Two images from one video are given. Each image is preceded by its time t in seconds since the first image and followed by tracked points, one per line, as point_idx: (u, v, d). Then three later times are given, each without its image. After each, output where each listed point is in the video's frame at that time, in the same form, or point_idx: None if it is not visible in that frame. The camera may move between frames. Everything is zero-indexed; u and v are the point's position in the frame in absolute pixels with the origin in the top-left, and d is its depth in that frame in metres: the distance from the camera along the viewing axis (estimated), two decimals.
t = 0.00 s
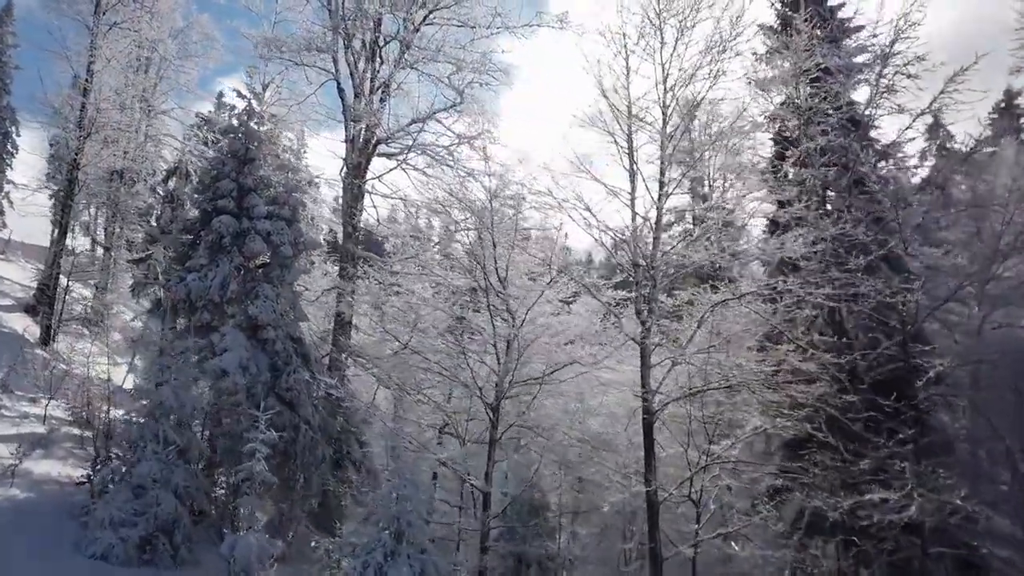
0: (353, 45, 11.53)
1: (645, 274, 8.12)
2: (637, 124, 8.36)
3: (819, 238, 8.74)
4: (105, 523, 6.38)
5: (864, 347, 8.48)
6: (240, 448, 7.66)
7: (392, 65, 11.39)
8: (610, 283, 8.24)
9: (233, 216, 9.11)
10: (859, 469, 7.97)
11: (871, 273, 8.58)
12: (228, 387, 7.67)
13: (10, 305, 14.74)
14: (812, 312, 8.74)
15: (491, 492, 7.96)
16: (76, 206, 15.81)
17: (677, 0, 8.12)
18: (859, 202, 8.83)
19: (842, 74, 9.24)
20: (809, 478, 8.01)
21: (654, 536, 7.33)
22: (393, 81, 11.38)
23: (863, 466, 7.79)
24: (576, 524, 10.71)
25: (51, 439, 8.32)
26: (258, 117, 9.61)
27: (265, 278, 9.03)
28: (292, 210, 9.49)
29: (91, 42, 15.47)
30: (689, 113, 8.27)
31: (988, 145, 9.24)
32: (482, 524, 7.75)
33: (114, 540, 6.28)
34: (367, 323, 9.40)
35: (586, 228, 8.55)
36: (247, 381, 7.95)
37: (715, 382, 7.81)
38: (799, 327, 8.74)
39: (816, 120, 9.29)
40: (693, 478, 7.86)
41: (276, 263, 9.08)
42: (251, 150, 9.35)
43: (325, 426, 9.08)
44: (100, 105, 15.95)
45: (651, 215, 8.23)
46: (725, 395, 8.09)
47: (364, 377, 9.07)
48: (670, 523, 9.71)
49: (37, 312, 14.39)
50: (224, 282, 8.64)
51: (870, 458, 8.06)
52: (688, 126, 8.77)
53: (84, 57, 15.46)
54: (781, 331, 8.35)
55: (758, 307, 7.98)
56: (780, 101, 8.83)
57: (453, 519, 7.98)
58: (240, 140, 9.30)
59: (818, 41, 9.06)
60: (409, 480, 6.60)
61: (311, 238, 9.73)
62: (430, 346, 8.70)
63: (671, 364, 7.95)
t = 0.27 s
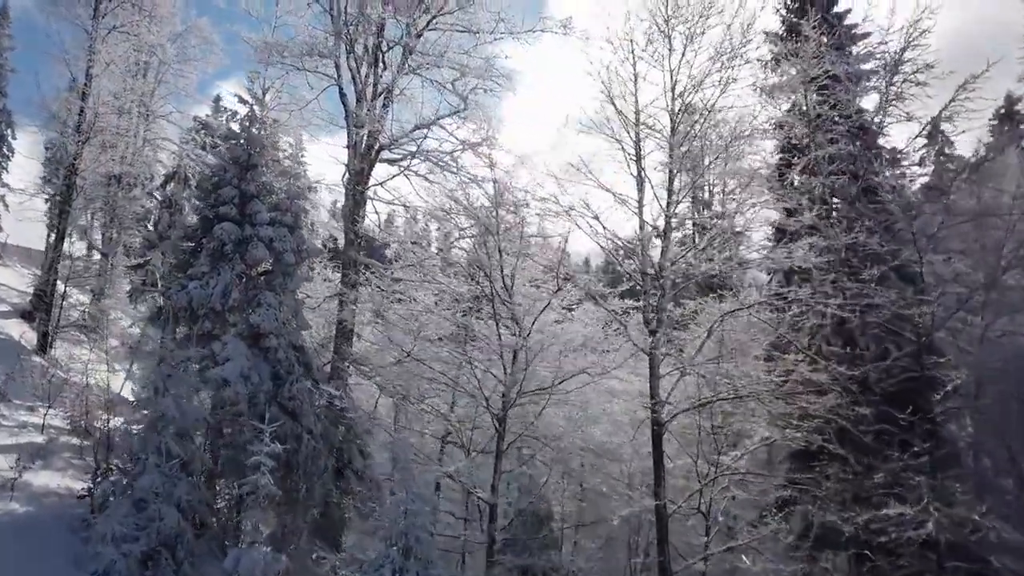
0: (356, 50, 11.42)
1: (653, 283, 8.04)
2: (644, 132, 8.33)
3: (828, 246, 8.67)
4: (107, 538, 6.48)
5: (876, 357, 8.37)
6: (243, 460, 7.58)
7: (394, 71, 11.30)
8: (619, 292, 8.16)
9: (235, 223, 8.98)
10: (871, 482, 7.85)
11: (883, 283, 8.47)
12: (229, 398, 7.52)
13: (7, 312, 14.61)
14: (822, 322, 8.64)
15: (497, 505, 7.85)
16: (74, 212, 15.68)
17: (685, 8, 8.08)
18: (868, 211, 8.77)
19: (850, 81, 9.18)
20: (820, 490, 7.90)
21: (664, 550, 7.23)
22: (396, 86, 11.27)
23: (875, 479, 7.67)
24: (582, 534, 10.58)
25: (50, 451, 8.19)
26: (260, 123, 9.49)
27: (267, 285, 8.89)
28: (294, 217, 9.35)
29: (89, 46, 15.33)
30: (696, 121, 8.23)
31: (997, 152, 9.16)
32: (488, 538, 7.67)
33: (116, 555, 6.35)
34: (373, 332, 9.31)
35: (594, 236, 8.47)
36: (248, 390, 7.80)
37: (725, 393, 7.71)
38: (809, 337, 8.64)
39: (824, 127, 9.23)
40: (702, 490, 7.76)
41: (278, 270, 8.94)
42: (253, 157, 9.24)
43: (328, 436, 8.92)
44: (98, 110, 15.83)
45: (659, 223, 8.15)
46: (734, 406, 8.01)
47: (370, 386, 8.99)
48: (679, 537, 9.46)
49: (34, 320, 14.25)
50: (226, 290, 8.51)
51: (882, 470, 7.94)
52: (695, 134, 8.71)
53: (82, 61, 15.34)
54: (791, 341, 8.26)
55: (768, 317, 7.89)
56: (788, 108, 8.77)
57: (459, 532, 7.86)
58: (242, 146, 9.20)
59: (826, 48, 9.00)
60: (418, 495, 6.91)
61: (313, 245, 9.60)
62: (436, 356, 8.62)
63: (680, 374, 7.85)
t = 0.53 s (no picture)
0: (360, 56, 11.28)
1: (665, 293, 7.93)
2: (655, 140, 8.23)
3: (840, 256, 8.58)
4: (111, 556, 6.34)
5: (890, 368, 8.26)
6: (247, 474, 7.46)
7: (399, 76, 11.15)
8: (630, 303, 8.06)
9: (239, 230, 8.82)
10: (887, 495, 7.72)
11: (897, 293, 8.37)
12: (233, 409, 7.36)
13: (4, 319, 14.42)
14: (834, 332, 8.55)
15: (505, 519, 7.69)
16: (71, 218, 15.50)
17: (697, 14, 7.99)
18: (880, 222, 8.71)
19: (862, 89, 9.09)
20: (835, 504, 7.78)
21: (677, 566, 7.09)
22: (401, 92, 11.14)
23: (891, 494, 7.53)
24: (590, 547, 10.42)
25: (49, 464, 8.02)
26: (264, 129, 9.35)
27: (271, 294, 8.72)
28: (299, 224, 9.19)
29: (88, 50, 15.18)
30: (708, 129, 8.13)
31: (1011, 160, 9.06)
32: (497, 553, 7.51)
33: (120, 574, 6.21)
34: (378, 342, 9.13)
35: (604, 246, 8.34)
36: (253, 402, 7.64)
37: (738, 405, 7.60)
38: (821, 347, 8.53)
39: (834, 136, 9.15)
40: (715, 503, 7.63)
41: (282, 279, 8.76)
42: (256, 163, 9.07)
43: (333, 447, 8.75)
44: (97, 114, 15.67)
45: (670, 232, 8.04)
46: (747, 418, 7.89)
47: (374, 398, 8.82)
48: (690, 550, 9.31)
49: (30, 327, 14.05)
50: (229, 299, 8.35)
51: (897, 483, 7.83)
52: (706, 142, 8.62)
53: (81, 66, 15.20)
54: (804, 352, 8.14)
55: (781, 328, 7.78)
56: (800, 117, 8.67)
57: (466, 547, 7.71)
58: (245, 152, 9.03)
59: (838, 55, 8.91)
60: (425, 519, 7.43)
61: (318, 253, 9.44)
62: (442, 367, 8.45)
63: (692, 386, 7.74)
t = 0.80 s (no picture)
0: (367, 62, 11.20)
1: (678, 302, 7.84)
2: (668, 148, 8.15)
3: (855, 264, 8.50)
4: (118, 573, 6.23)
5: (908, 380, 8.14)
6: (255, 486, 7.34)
7: (406, 82, 11.05)
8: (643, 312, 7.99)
9: (246, 238, 8.68)
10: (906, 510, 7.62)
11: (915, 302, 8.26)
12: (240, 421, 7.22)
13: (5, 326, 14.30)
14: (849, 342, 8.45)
15: (517, 532, 7.56)
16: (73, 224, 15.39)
17: (711, 21, 7.93)
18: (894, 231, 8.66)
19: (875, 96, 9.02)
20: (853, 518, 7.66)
21: None
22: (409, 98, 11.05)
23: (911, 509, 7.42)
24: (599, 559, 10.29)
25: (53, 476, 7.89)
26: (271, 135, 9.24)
27: (278, 303, 8.59)
28: (306, 231, 9.04)
29: (91, 54, 15.12)
30: (722, 137, 8.07)
31: None
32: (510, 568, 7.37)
33: None
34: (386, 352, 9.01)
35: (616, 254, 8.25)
36: (260, 413, 7.50)
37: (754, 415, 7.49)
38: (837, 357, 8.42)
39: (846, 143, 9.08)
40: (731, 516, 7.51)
41: (289, 286, 8.61)
42: (263, 170, 8.94)
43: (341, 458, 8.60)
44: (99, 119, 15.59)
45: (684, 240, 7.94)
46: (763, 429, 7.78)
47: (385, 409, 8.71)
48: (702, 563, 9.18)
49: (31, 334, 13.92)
50: (236, 308, 8.21)
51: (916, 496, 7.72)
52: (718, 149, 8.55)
53: (83, 70, 15.12)
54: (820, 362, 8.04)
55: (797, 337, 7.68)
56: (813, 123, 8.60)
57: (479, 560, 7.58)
58: (252, 159, 8.91)
59: (850, 62, 8.85)
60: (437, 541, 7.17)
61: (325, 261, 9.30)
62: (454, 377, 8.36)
63: (708, 396, 7.64)
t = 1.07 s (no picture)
0: (372, 61, 11.05)
1: (692, 306, 7.74)
2: (681, 150, 8.03)
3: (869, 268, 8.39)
4: None
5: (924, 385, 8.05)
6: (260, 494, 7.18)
7: (412, 82, 10.90)
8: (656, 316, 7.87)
9: (252, 241, 8.53)
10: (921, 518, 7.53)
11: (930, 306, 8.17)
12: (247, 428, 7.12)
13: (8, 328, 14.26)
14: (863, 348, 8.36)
15: (529, 540, 7.45)
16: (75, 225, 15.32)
17: (725, 21, 7.78)
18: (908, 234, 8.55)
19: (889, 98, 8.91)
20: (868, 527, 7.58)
21: None
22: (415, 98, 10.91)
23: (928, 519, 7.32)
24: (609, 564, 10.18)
25: (59, 483, 7.83)
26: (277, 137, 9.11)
27: (284, 307, 8.45)
28: (312, 234, 8.83)
29: (92, 54, 15.02)
30: (735, 139, 7.95)
31: None
32: None
33: None
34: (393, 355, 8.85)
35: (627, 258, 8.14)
36: (267, 420, 7.36)
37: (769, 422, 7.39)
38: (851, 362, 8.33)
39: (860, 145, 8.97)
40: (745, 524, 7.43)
41: (295, 290, 8.43)
42: (269, 172, 8.79)
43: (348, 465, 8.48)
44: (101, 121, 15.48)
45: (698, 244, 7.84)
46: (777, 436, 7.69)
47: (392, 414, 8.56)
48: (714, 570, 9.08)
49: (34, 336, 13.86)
50: (241, 312, 8.09)
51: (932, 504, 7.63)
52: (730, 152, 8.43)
53: (84, 70, 15.00)
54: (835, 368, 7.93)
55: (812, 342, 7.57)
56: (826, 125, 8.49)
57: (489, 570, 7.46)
58: (258, 161, 8.77)
59: (863, 64, 8.75)
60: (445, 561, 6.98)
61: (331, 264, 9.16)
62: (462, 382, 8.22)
63: (721, 402, 7.55)
